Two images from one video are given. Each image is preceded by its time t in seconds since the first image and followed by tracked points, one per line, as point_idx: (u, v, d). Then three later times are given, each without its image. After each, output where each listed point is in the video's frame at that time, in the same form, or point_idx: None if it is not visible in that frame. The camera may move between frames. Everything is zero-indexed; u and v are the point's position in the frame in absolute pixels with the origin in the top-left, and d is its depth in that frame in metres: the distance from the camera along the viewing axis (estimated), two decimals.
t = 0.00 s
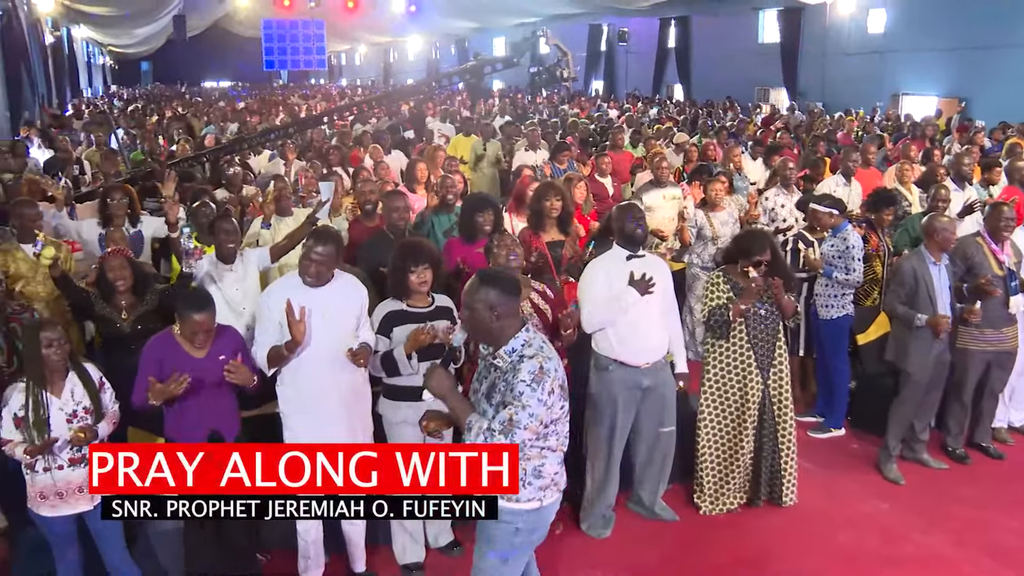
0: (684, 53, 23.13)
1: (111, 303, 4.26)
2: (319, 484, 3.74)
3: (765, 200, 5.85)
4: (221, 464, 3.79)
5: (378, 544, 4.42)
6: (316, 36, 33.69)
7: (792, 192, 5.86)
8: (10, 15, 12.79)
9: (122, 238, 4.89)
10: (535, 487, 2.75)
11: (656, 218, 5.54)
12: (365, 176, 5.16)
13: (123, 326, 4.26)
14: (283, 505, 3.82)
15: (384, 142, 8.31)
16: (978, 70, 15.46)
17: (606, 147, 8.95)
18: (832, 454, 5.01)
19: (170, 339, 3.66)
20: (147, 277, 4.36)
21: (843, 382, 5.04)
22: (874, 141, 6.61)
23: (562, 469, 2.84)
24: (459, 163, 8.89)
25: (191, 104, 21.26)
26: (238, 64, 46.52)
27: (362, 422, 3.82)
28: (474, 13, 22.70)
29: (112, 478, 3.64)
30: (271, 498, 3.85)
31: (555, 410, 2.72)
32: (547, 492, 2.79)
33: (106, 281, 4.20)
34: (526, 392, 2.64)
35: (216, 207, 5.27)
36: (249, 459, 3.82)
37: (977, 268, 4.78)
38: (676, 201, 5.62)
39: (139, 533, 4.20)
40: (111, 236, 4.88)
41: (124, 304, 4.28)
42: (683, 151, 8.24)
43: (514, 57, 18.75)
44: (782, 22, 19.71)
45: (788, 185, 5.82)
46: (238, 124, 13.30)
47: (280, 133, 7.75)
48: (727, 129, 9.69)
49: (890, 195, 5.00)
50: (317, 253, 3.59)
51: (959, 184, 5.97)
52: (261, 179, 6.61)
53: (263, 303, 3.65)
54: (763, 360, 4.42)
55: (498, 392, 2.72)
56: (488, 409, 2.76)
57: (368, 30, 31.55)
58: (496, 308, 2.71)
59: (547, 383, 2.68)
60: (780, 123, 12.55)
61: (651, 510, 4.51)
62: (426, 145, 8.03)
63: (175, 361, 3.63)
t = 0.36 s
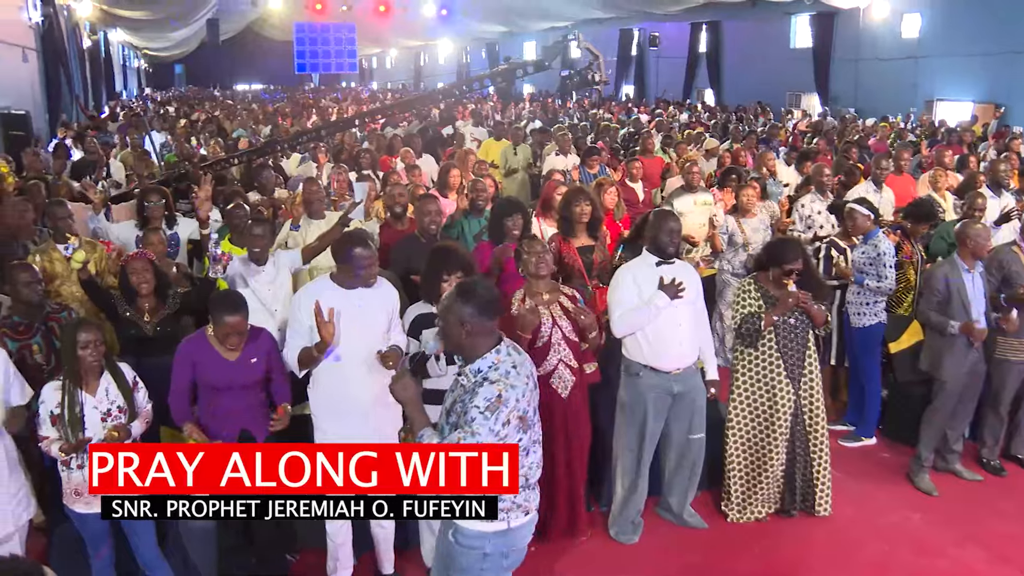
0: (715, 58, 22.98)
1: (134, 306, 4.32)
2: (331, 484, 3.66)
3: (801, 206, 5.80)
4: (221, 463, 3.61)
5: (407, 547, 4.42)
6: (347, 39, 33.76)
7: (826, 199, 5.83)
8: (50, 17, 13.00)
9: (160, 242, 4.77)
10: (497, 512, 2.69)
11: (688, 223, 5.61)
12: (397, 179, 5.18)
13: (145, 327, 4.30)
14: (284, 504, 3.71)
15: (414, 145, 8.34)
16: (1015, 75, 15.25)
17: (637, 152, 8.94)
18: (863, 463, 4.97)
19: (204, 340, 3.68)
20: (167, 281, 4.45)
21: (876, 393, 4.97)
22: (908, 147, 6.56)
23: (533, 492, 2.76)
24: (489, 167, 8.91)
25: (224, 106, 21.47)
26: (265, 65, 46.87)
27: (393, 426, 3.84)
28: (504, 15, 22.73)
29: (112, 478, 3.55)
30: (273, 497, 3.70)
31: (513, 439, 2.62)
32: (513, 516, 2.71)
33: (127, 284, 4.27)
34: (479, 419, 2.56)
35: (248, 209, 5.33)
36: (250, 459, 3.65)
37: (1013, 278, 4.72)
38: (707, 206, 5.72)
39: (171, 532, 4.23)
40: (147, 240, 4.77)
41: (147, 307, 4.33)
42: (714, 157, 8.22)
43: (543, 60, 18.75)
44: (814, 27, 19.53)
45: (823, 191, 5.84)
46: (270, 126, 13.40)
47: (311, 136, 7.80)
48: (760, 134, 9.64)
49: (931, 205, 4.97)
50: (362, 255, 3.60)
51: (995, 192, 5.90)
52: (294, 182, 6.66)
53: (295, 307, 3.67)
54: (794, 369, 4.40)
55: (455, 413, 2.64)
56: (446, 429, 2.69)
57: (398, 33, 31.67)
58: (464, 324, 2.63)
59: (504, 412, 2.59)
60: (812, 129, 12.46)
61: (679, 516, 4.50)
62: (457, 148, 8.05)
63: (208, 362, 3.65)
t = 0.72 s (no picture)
0: (754, 60, 22.74)
1: (176, 307, 4.41)
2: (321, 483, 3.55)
3: (845, 210, 5.76)
4: (220, 462, 3.66)
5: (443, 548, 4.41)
6: (385, 43, 33.61)
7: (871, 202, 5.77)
8: (96, 22, 13.23)
9: (212, 242, 4.80)
10: (467, 526, 2.68)
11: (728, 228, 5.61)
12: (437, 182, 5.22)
13: (187, 327, 4.37)
14: (281, 505, 3.65)
15: (453, 149, 8.37)
16: None
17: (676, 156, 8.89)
18: (904, 470, 4.91)
19: (245, 339, 3.72)
20: (208, 283, 4.54)
21: (918, 398, 4.91)
22: (952, 151, 6.47)
23: (503, 505, 2.73)
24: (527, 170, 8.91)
25: (263, 109, 21.67)
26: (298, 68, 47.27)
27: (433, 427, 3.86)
28: (541, 17, 22.77)
29: (112, 478, 3.53)
30: (272, 497, 3.66)
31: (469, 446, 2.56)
32: (486, 530, 2.71)
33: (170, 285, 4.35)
34: (430, 427, 2.54)
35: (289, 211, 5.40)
36: (249, 459, 3.70)
37: None
38: (746, 210, 5.70)
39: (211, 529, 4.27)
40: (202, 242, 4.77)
41: (188, 308, 4.41)
42: (755, 161, 8.16)
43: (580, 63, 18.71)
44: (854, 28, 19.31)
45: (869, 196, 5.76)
46: (308, 130, 13.51)
47: (350, 138, 7.86)
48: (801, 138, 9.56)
49: (976, 211, 4.96)
50: (392, 259, 3.62)
51: None
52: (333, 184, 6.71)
53: (337, 308, 3.70)
54: (832, 376, 4.34)
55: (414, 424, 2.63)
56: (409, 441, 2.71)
57: (433, 35, 31.78)
58: (409, 336, 2.60)
59: (454, 419, 2.53)
60: (854, 133, 12.31)
61: (715, 522, 4.47)
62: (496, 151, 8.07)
63: (249, 361, 3.68)
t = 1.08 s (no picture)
0: (770, 62, 22.64)
1: (200, 306, 4.41)
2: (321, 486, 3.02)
3: (863, 213, 5.77)
4: (220, 463, 3.34)
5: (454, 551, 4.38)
6: (398, 44, 33.74)
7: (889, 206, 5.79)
8: (112, 24, 13.31)
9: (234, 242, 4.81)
10: (397, 525, 2.66)
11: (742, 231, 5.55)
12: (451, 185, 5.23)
13: (212, 327, 4.40)
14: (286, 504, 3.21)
15: (466, 151, 8.37)
16: None
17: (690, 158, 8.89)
18: (920, 476, 4.87)
19: (258, 341, 3.72)
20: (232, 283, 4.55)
21: (933, 404, 4.88)
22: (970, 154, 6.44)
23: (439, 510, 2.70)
24: (540, 173, 8.93)
25: (278, 110, 21.72)
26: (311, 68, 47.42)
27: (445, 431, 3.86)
28: (555, 18, 22.80)
29: (112, 478, 3.44)
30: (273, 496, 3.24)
31: (401, 438, 2.55)
32: (414, 534, 2.68)
33: (195, 286, 4.36)
34: (366, 415, 2.56)
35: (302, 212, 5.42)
36: (250, 458, 3.34)
37: None
38: (761, 214, 5.65)
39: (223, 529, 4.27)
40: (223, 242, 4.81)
41: (213, 307, 4.43)
42: (770, 164, 8.13)
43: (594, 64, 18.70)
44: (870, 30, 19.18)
45: (886, 199, 5.78)
46: (322, 131, 13.55)
47: (364, 140, 7.89)
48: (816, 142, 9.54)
49: (993, 216, 4.86)
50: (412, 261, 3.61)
51: None
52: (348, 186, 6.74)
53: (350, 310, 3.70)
54: (845, 381, 4.30)
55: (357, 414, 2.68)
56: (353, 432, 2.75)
57: (447, 36, 31.82)
58: (362, 329, 2.69)
59: (390, 408, 2.54)
60: (871, 136, 12.25)
61: (729, 527, 4.45)
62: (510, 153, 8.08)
63: (263, 364, 3.68)
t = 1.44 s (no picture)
0: (782, 59, 22.42)
1: (218, 307, 4.38)
2: (314, 486, 2.66)
3: (878, 211, 5.77)
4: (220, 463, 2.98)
5: (461, 555, 4.31)
6: (406, 41, 33.67)
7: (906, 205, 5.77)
8: (116, 20, 13.25)
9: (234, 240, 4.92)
10: (305, 545, 2.72)
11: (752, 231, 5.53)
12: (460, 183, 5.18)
13: (229, 327, 4.33)
14: (281, 505, 2.73)
15: (474, 149, 8.30)
16: None
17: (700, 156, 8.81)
18: (937, 480, 4.79)
19: (261, 340, 3.67)
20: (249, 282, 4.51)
21: (949, 407, 4.81)
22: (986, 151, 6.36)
23: (353, 533, 2.72)
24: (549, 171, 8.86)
25: (285, 108, 21.63)
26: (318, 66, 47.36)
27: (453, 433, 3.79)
28: (565, 15, 22.66)
29: (112, 478, 3.27)
30: (271, 499, 2.77)
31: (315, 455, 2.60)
32: (325, 553, 2.71)
33: (212, 285, 4.34)
34: (286, 428, 2.62)
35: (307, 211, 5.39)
36: (249, 459, 2.89)
37: None
38: (773, 213, 5.63)
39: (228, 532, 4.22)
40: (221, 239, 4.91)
41: (230, 307, 4.39)
42: (781, 162, 8.03)
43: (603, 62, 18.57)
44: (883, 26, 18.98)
45: (903, 197, 5.77)
46: (329, 129, 13.48)
47: (371, 137, 7.84)
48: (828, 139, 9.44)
49: (1012, 215, 4.72)
50: (415, 260, 3.53)
51: None
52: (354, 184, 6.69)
53: (354, 309, 3.61)
54: (859, 384, 4.21)
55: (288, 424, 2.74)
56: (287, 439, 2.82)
57: (455, 32, 31.67)
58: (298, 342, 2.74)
59: (308, 425, 2.58)
60: (885, 133, 12.12)
61: (740, 531, 4.37)
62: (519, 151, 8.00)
63: (267, 364, 3.62)
